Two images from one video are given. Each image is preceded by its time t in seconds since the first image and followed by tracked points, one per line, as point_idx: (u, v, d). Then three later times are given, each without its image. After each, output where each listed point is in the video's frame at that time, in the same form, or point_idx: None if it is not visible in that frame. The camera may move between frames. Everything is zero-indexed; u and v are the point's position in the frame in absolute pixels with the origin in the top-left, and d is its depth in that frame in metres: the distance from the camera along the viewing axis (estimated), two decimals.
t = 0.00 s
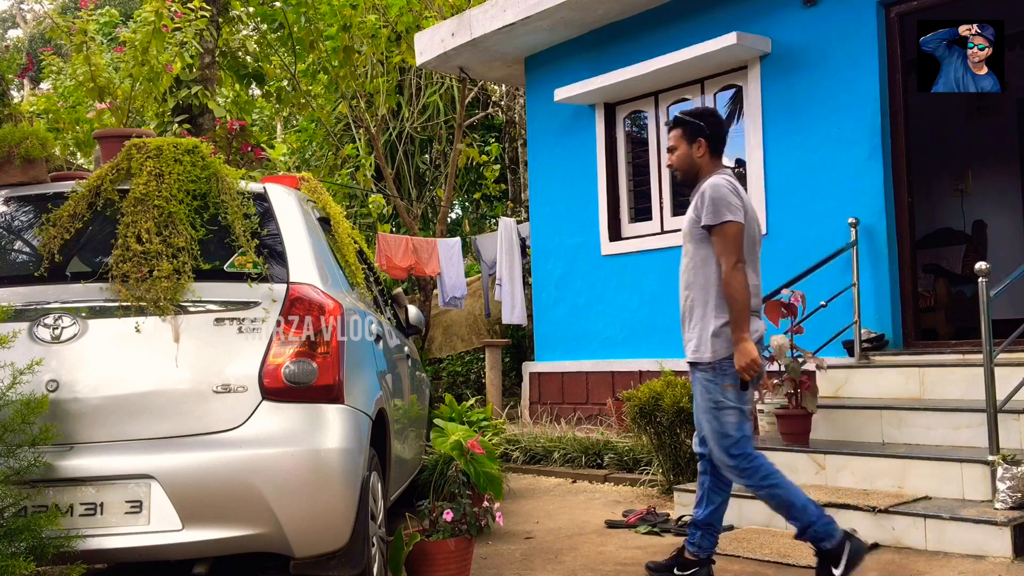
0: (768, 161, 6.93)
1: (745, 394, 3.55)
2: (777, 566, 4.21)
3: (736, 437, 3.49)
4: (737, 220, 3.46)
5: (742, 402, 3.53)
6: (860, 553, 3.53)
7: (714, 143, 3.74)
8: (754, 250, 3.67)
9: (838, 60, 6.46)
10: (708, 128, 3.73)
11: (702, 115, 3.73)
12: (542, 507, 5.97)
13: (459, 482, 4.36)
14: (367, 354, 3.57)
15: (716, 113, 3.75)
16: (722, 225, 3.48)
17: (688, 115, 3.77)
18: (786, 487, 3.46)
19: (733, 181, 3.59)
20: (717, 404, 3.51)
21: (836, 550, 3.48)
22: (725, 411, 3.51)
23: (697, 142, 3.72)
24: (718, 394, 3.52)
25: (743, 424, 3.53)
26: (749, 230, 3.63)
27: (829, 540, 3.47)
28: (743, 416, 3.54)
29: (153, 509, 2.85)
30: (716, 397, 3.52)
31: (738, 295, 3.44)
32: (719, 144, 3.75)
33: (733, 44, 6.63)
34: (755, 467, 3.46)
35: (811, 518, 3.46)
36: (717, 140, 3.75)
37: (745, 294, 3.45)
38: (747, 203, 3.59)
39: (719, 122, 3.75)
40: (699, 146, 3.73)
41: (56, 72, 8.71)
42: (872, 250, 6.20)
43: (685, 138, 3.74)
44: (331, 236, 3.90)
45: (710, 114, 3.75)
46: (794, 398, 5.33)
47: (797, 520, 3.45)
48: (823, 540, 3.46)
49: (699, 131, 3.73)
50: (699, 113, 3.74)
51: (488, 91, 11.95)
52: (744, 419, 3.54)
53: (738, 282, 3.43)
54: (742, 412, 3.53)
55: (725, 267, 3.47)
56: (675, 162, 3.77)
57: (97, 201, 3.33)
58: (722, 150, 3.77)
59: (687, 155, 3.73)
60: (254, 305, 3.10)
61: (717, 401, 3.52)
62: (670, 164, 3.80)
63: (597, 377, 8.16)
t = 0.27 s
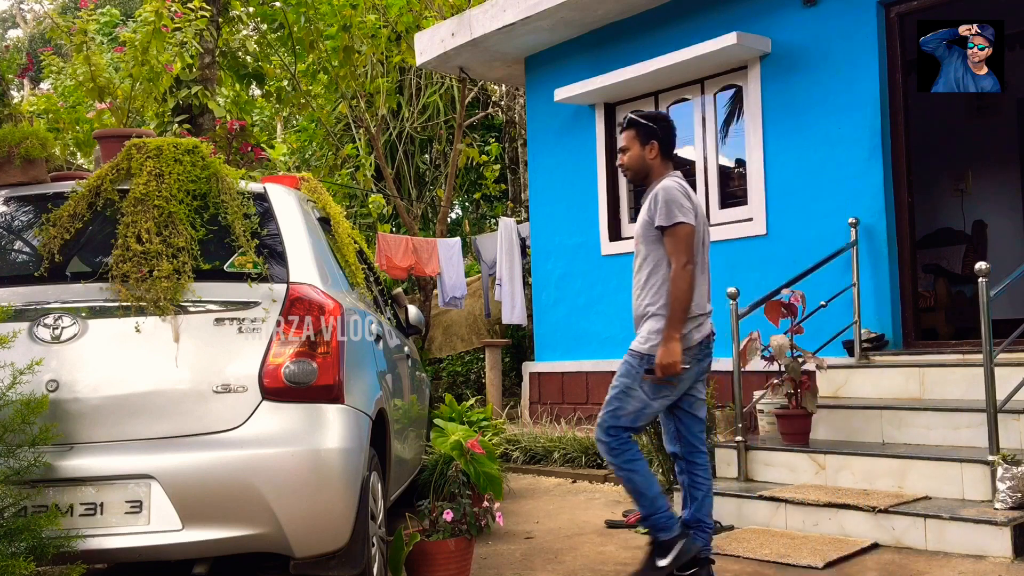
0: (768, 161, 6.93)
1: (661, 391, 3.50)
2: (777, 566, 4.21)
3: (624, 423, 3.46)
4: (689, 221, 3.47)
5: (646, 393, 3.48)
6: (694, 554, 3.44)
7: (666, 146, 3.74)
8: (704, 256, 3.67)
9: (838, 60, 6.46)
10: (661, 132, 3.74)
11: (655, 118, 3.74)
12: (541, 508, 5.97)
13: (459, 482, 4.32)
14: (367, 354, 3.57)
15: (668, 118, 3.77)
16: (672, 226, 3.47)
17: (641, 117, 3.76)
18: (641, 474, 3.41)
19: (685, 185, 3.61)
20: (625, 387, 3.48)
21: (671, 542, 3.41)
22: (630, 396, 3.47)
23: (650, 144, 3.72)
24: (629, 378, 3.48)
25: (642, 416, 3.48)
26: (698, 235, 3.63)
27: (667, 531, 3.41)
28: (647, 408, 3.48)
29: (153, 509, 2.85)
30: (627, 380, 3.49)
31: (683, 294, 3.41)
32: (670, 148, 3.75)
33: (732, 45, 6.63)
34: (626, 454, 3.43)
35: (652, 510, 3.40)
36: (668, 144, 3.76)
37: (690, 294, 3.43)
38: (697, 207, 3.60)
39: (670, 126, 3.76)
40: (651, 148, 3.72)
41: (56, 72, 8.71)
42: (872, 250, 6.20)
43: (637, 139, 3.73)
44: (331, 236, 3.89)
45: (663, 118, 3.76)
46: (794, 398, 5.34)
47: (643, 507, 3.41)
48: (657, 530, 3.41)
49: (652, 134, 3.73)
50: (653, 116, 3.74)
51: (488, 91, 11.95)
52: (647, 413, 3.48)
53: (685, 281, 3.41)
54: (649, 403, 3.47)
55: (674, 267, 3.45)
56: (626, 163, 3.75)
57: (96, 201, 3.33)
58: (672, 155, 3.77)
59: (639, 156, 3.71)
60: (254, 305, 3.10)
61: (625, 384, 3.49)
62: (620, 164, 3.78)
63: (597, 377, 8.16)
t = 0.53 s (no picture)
0: (768, 161, 6.93)
1: (600, 403, 3.67)
2: (777, 566, 4.21)
3: (570, 437, 3.68)
4: (621, 241, 3.58)
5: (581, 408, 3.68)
6: None
7: (619, 159, 3.89)
8: (643, 269, 3.79)
9: (838, 60, 6.46)
10: (614, 145, 3.87)
11: (611, 131, 3.88)
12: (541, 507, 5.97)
13: (459, 482, 4.38)
14: (367, 355, 3.57)
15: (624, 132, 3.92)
16: (605, 245, 3.60)
17: (598, 129, 3.90)
18: (566, 489, 3.70)
19: (625, 201, 3.71)
20: (567, 402, 3.70)
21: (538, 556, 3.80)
22: (571, 410, 3.69)
23: (603, 156, 3.86)
24: (568, 393, 3.70)
25: (588, 427, 3.67)
26: (638, 249, 3.74)
27: (540, 547, 3.79)
28: (588, 423, 3.67)
29: (153, 509, 2.85)
30: (567, 394, 3.71)
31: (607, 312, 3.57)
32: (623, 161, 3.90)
33: (732, 44, 6.63)
34: (564, 470, 3.69)
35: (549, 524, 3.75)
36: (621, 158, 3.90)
37: (614, 312, 3.58)
38: (635, 224, 3.70)
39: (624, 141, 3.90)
40: (604, 160, 3.86)
41: (56, 72, 8.71)
42: (872, 250, 6.20)
43: (591, 149, 3.87)
44: (331, 236, 3.89)
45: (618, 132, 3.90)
46: (794, 398, 5.34)
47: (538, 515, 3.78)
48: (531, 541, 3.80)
49: (606, 147, 3.87)
50: (609, 129, 3.88)
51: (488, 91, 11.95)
52: (589, 427, 3.67)
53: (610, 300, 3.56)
54: (590, 416, 3.67)
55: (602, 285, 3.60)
56: (578, 171, 3.90)
57: (96, 201, 3.33)
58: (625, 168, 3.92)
59: (592, 167, 3.86)
60: (253, 305, 3.10)
61: (567, 400, 3.70)
62: (573, 171, 3.92)
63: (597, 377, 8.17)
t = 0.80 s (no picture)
0: (768, 161, 6.93)
1: (537, 396, 3.88)
2: (778, 566, 4.21)
3: (515, 431, 3.86)
4: (545, 244, 3.76)
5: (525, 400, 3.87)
6: None
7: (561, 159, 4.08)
8: (576, 269, 3.97)
9: (838, 60, 6.46)
10: (557, 147, 4.06)
11: (557, 133, 4.07)
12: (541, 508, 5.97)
13: (460, 482, 4.39)
14: (367, 354, 3.57)
15: (571, 136, 4.10)
16: (528, 249, 3.79)
17: (546, 129, 4.10)
18: (531, 484, 3.86)
19: (554, 206, 3.88)
20: (508, 397, 3.90)
21: (530, 557, 3.90)
22: (512, 405, 3.88)
23: (546, 157, 4.07)
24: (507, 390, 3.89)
25: (530, 420, 3.87)
26: (568, 248, 3.92)
27: (530, 547, 3.90)
28: (529, 415, 3.87)
29: (153, 509, 2.85)
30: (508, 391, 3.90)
31: (533, 312, 3.76)
32: (566, 163, 4.10)
33: (732, 45, 6.63)
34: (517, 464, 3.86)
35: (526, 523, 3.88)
36: (565, 161, 4.09)
37: (540, 312, 3.77)
38: (564, 228, 3.87)
39: (568, 144, 4.09)
40: (547, 160, 4.07)
41: (56, 72, 8.71)
42: (873, 250, 6.20)
43: (536, 150, 4.08)
44: (331, 236, 3.89)
45: (564, 134, 4.09)
46: (794, 398, 5.33)
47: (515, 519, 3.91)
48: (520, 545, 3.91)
49: (551, 149, 4.06)
50: (556, 131, 4.07)
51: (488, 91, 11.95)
52: (532, 418, 3.87)
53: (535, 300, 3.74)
54: (529, 411, 3.86)
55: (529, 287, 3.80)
56: (523, 168, 4.12)
57: (96, 201, 3.33)
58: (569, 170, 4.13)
59: (535, 167, 4.08)
60: (253, 305, 3.10)
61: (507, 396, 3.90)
62: (520, 167, 4.13)
63: (597, 377, 8.17)
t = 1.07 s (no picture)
0: (768, 161, 6.93)
1: (522, 390, 4.10)
2: (778, 566, 4.21)
3: (508, 427, 4.07)
4: (507, 241, 4.03)
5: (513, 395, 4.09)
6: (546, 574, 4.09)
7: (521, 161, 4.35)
8: (543, 267, 4.23)
9: (838, 60, 6.46)
10: (518, 150, 4.32)
11: (517, 136, 4.33)
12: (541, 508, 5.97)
13: (460, 482, 4.33)
14: (367, 354, 3.57)
15: (532, 138, 4.33)
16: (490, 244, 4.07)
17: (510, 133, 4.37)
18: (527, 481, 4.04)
19: (519, 205, 4.16)
20: (495, 395, 4.13)
21: (530, 555, 4.09)
22: (501, 402, 4.10)
23: (507, 161, 4.37)
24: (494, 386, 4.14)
25: (519, 416, 4.09)
26: (531, 248, 4.18)
27: (529, 546, 4.09)
28: (517, 410, 4.09)
29: (154, 509, 2.85)
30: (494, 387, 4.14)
31: (489, 303, 4.02)
32: (528, 165, 4.36)
33: (732, 45, 6.63)
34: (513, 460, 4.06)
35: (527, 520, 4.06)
36: (523, 162, 4.34)
37: (496, 304, 4.03)
38: (528, 225, 4.15)
39: (529, 147, 4.33)
40: (510, 163, 4.36)
41: (56, 72, 8.70)
42: (873, 250, 6.20)
43: (503, 153, 4.38)
44: (331, 236, 3.89)
45: (525, 138, 4.33)
46: (794, 398, 5.34)
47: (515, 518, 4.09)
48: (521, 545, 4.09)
49: (513, 152, 4.33)
50: (518, 135, 4.32)
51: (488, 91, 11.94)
52: (520, 413, 4.08)
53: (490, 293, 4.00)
54: (516, 406, 4.09)
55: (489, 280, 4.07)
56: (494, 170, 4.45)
57: (97, 201, 3.33)
58: (532, 171, 4.39)
59: (501, 169, 4.40)
60: (254, 305, 3.10)
61: (494, 393, 4.13)
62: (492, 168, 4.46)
63: (597, 377, 8.17)
